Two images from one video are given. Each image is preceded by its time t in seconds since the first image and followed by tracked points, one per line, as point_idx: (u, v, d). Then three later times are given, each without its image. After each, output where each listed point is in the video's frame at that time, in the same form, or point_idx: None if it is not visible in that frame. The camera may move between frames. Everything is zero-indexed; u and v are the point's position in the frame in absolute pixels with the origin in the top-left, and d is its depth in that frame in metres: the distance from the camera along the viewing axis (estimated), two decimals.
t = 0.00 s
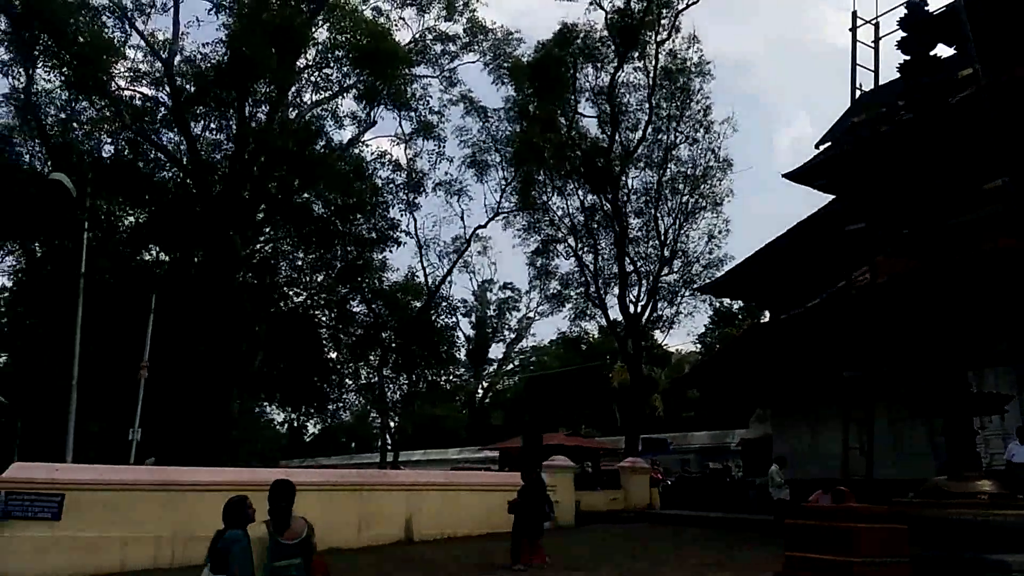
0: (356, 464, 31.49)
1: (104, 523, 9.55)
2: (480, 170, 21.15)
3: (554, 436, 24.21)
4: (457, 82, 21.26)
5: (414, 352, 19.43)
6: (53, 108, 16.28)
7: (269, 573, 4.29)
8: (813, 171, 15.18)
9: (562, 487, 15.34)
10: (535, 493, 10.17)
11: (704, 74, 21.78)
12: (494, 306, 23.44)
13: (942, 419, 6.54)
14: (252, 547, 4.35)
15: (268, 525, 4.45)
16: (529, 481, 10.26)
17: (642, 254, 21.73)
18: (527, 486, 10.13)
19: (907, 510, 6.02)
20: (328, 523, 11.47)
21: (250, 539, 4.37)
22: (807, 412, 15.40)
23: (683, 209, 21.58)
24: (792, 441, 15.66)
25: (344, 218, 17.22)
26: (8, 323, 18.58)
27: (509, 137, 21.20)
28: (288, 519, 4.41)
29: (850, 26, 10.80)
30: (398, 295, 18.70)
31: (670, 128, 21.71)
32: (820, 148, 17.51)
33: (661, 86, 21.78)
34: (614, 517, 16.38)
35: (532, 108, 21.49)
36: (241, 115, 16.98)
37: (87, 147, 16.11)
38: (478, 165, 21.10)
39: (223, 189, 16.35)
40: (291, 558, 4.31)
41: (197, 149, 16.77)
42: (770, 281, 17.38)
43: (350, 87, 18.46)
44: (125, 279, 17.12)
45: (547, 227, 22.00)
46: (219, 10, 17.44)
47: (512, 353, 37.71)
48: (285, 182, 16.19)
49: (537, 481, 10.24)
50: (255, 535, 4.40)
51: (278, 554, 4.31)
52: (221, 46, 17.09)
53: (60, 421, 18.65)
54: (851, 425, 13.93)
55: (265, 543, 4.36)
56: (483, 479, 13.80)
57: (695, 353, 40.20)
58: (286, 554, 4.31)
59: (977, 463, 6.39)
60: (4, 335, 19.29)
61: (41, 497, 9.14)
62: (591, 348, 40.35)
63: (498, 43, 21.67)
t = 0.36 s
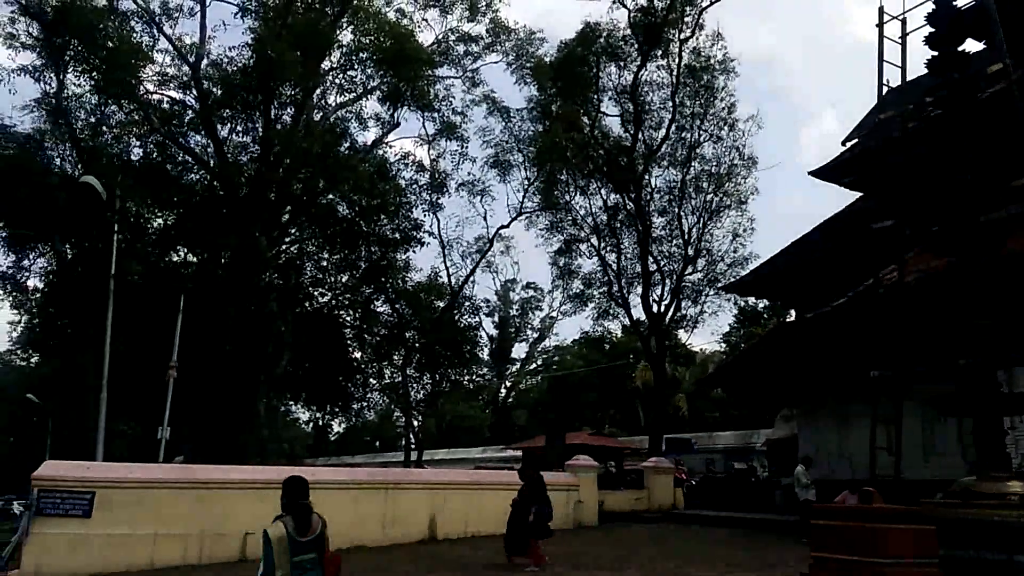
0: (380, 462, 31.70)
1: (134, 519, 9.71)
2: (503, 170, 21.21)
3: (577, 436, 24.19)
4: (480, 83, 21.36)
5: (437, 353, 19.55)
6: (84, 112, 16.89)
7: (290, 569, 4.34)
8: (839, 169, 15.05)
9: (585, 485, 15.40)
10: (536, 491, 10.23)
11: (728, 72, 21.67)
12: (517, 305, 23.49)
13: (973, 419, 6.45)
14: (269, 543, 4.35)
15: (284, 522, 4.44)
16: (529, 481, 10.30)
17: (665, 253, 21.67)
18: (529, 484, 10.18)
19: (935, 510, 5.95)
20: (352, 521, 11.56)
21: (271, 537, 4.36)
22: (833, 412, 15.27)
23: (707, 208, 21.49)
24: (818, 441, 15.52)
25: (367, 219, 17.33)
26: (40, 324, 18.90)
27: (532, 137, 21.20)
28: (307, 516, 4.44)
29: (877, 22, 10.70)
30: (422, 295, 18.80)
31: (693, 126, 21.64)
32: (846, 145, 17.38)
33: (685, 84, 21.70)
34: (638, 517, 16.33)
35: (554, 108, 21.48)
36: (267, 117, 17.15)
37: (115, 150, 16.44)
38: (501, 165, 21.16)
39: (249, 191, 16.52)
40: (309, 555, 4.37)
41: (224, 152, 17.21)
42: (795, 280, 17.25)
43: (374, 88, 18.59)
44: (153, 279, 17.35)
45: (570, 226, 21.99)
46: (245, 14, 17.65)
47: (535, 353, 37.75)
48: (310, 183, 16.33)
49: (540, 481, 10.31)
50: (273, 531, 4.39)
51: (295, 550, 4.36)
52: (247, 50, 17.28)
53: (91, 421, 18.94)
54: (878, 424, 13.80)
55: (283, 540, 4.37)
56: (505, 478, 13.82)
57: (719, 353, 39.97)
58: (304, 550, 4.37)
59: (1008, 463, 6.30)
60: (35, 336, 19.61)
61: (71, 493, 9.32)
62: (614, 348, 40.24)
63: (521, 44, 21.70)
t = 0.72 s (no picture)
0: (397, 451, 31.83)
1: (155, 506, 9.83)
2: (519, 160, 21.17)
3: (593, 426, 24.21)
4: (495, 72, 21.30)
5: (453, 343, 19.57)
6: (103, 104, 17.04)
7: (312, 552, 4.34)
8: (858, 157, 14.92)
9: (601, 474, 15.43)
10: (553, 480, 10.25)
11: (746, 59, 21.50)
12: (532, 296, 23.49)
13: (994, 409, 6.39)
14: (293, 527, 4.31)
15: (302, 506, 4.41)
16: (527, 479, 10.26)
17: (682, 243, 21.59)
18: (525, 476, 10.24)
19: (955, 501, 5.90)
20: (369, 510, 11.63)
21: (298, 521, 4.30)
22: (851, 401, 15.18)
23: (724, 196, 21.37)
24: (836, 430, 15.45)
25: (383, 209, 17.37)
26: (61, 314, 19.11)
27: (547, 127, 21.03)
28: (323, 501, 4.51)
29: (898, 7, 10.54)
30: (438, 285, 18.84)
31: (710, 114, 21.50)
32: (866, 133, 17.20)
33: (702, 72, 21.56)
34: (654, 507, 16.34)
35: (570, 97, 21.28)
36: (283, 108, 17.19)
37: (134, 142, 16.72)
38: (517, 155, 21.13)
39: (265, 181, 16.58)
40: (325, 538, 4.44)
41: (241, 143, 17.33)
42: (813, 270, 17.13)
43: (390, 79, 18.58)
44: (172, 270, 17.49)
45: (586, 216, 21.91)
46: (262, 5, 17.70)
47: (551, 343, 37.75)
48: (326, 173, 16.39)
49: (536, 473, 10.34)
50: (295, 516, 4.34)
51: (314, 533, 4.40)
52: (263, 41, 17.32)
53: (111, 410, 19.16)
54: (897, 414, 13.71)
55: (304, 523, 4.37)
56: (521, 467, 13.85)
57: (736, 343, 39.80)
58: (320, 533, 4.43)
59: None
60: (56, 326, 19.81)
61: (94, 480, 9.42)
62: (631, 338, 40.15)
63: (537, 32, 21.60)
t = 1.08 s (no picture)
0: (425, 451, 31.95)
1: (189, 505, 9.98)
2: (545, 160, 21.16)
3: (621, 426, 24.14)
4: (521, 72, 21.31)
5: (480, 343, 19.60)
6: (135, 108, 17.35)
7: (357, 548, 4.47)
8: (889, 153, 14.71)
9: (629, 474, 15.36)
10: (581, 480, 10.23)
11: (774, 55, 21.31)
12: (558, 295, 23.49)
13: None
14: (340, 525, 4.42)
15: (345, 504, 4.51)
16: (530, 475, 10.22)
17: (710, 241, 21.45)
18: (527, 476, 10.20)
19: (992, 502, 5.81)
20: (398, 510, 11.69)
21: (340, 517, 4.42)
22: (883, 401, 14.98)
23: (753, 194, 21.20)
24: (868, 431, 15.25)
25: (410, 209, 17.41)
26: (95, 315, 19.43)
27: (574, 126, 20.74)
28: (360, 500, 4.61)
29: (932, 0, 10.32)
30: (465, 285, 18.81)
31: (738, 111, 21.33)
32: (898, 128, 16.95)
33: (729, 69, 21.41)
34: (683, 507, 16.27)
35: (597, 95, 20.90)
36: (311, 110, 17.32)
37: (165, 146, 17.16)
38: (543, 154, 21.11)
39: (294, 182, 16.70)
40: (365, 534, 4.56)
41: (270, 146, 17.55)
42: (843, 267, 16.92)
43: (416, 80, 18.66)
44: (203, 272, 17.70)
45: (612, 215, 21.87)
46: (290, 9, 17.88)
47: (577, 342, 37.70)
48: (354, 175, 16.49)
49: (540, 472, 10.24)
50: (337, 512, 4.46)
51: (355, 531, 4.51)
52: (291, 44, 17.47)
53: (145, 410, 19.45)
54: (931, 415, 13.49)
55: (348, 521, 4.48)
56: (549, 466, 13.84)
57: (766, 342, 39.43)
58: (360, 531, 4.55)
59: None
60: (91, 328, 20.14)
61: (129, 480, 9.57)
62: (658, 337, 39.96)
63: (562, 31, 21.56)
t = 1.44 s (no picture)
0: (453, 449, 32.05)
1: (221, 501, 10.11)
2: (573, 158, 21.12)
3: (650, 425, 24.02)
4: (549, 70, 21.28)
5: (508, 342, 19.60)
6: (169, 109, 17.57)
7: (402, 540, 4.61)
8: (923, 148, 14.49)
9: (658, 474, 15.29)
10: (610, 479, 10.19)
11: (806, 50, 21.07)
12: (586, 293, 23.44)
13: None
14: (389, 515, 4.56)
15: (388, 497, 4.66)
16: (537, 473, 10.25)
17: (740, 239, 21.28)
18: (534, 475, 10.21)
19: None
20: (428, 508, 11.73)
21: (391, 510, 4.56)
22: (918, 401, 14.76)
23: (784, 191, 20.98)
24: (903, 432, 15.03)
25: (438, 208, 17.42)
26: (130, 314, 19.74)
27: (602, 123, 20.70)
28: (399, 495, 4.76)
29: None
30: (493, 284, 18.78)
31: (769, 108, 21.13)
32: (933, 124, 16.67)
33: (760, 65, 21.22)
34: (713, 507, 16.16)
35: (625, 92, 20.83)
36: (341, 110, 17.43)
37: (198, 146, 17.32)
38: (571, 152, 21.06)
39: (324, 182, 16.82)
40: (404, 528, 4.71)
41: (301, 145, 17.71)
42: (876, 265, 16.70)
43: (444, 79, 18.71)
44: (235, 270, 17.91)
45: (641, 213, 21.77)
46: (320, 10, 18.02)
47: (605, 341, 37.61)
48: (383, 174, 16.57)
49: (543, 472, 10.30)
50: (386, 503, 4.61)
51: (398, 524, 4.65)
52: (321, 44, 17.61)
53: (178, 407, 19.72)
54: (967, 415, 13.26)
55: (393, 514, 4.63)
56: (577, 465, 13.85)
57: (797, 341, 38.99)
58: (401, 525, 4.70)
59: None
60: (126, 326, 20.46)
61: (163, 475, 9.73)
62: (688, 336, 39.70)
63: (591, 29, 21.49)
